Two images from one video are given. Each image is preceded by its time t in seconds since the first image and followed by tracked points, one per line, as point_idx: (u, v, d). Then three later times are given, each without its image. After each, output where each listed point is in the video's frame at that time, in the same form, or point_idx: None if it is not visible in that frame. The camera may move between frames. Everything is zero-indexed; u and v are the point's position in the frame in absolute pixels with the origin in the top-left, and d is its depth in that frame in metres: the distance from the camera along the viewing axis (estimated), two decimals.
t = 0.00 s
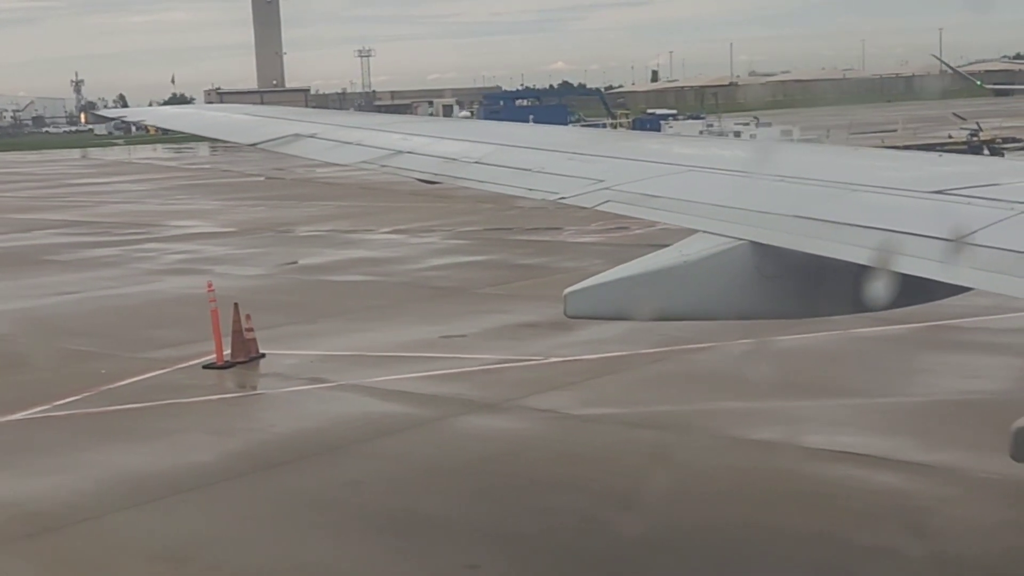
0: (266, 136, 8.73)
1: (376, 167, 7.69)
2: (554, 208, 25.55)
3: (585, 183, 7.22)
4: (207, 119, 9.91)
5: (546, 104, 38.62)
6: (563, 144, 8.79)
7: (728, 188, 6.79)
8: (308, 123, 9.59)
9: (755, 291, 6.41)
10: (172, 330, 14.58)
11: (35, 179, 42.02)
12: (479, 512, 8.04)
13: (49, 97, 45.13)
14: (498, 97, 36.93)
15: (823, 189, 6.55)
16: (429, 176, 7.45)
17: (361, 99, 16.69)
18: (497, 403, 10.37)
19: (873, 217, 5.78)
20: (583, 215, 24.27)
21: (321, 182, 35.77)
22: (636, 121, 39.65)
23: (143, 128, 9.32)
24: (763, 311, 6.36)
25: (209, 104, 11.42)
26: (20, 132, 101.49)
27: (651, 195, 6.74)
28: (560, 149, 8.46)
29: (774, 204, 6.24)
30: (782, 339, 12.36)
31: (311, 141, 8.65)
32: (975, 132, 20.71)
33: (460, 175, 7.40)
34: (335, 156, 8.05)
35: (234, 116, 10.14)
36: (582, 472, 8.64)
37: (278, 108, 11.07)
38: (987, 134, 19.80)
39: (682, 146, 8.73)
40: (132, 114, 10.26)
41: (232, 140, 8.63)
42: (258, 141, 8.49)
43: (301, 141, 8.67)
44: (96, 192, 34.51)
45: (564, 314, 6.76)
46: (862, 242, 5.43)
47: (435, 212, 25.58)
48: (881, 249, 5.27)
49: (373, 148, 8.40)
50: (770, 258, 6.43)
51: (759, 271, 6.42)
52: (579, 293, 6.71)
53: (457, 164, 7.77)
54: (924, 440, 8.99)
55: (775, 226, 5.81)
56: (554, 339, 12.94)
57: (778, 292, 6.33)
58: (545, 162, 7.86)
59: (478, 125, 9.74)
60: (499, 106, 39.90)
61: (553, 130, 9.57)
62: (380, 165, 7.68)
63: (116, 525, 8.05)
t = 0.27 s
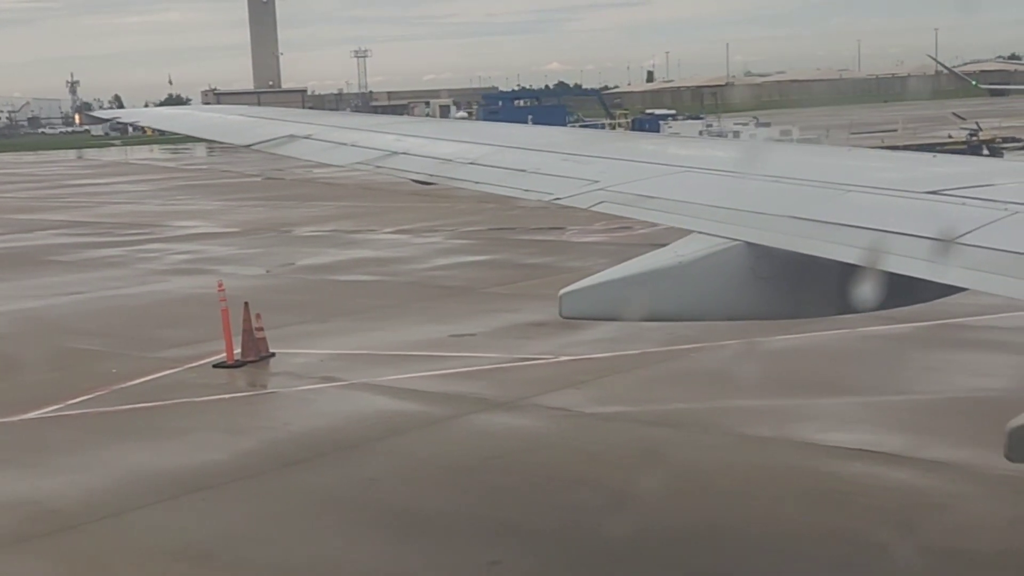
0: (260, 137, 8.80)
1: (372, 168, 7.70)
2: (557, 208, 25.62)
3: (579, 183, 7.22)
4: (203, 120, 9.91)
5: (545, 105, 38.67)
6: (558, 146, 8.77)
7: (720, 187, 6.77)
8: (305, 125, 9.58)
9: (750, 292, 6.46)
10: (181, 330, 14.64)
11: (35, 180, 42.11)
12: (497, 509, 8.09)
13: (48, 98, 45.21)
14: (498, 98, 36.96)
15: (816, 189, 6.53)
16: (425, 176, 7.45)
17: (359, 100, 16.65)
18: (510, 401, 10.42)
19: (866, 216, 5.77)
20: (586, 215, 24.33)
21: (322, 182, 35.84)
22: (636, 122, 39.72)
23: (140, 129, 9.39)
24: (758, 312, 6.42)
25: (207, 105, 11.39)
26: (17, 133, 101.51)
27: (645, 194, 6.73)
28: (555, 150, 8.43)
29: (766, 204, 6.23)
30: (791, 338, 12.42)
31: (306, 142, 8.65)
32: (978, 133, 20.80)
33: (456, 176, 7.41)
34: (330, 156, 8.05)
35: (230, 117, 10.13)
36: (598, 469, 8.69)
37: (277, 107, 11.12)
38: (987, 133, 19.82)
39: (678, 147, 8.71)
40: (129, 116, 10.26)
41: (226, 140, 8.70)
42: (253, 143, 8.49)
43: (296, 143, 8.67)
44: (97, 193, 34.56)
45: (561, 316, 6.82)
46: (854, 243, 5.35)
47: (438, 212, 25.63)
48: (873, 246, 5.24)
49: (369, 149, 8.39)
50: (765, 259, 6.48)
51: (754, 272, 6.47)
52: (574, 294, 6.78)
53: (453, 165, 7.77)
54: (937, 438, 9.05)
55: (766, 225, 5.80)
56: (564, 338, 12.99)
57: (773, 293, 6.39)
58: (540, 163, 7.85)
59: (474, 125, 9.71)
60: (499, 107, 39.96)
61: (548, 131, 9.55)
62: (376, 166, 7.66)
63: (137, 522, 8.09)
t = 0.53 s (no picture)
0: (255, 137, 8.74)
1: (366, 168, 7.61)
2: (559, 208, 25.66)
3: (574, 183, 7.14)
4: (199, 121, 9.81)
5: (545, 104, 38.67)
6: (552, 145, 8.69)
7: (717, 188, 6.69)
8: (301, 126, 9.48)
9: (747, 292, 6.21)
10: (189, 329, 14.65)
11: (34, 180, 42.08)
12: (514, 507, 8.11)
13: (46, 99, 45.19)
14: (497, 98, 36.96)
15: (813, 190, 6.46)
16: (420, 176, 7.37)
17: (356, 99, 16.66)
18: (522, 400, 10.44)
19: (865, 217, 5.70)
20: (588, 215, 24.38)
21: (323, 182, 35.86)
22: (636, 122, 39.79)
23: (137, 129, 9.35)
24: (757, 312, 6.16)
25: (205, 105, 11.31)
26: (13, 134, 101.40)
27: (642, 196, 6.65)
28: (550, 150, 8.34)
29: (764, 204, 6.17)
30: (800, 336, 12.46)
31: (301, 144, 8.57)
32: (981, 131, 20.83)
33: (450, 176, 7.32)
34: (324, 157, 7.96)
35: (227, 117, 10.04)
36: (614, 467, 8.71)
37: (274, 107, 11.07)
38: (990, 133, 19.91)
39: (676, 147, 8.59)
40: (125, 116, 10.17)
41: (220, 140, 8.65)
42: (249, 145, 8.41)
43: (291, 144, 8.59)
44: (97, 192, 34.54)
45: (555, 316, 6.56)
46: (848, 243, 5.32)
47: (440, 211, 25.66)
48: (871, 248, 5.19)
49: (364, 149, 8.30)
50: (761, 259, 6.24)
51: (750, 272, 6.22)
52: (573, 294, 6.50)
53: (448, 166, 7.69)
54: (951, 435, 9.09)
55: (765, 226, 5.74)
56: (573, 337, 13.02)
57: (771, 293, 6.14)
58: (536, 163, 7.77)
59: (472, 125, 9.60)
60: (498, 107, 40.02)
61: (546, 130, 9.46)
62: (371, 167, 7.57)
63: (154, 520, 8.11)
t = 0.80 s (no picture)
0: (254, 135, 8.25)
1: (360, 165, 7.31)
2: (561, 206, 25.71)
3: (573, 180, 6.86)
4: (190, 117, 9.50)
5: (542, 102, 38.71)
6: (551, 141, 8.38)
7: (710, 184, 6.51)
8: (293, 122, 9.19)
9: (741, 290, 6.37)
10: (197, 327, 14.66)
11: (33, 179, 42.05)
12: (534, 502, 8.13)
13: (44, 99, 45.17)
14: (495, 96, 36.98)
15: (808, 185, 6.28)
16: (415, 173, 7.06)
17: (353, 97, 16.81)
18: (537, 396, 10.48)
19: (862, 214, 5.53)
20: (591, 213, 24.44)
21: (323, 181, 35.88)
22: (634, 121, 39.87)
23: (127, 130, 8.90)
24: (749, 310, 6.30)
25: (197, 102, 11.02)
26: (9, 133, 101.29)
27: (637, 191, 6.45)
28: (550, 147, 8.03)
29: (758, 199, 5.99)
30: (810, 332, 12.51)
31: (295, 140, 8.25)
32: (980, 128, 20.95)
33: (446, 173, 7.03)
34: (316, 154, 7.66)
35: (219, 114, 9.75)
36: (632, 463, 8.74)
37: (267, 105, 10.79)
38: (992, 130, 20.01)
39: (673, 144, 8.30)
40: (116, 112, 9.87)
41: (213, 138, 8.19)
42: (241, 140, 8.08)
43: (285, 140, 8.27)
44: (97, 192, 34.52)
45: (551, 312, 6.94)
46: (847, 238, 5.19)
47: (443, 210, 25.70)
48: (871, 246, 5.02)
49: (357, 146, 7.99)
50: (756, 257, 6.37)
51: (744, 270, 6.38)
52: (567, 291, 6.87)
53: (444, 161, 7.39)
54: (966, 429, 9.14)
55: (760, 223, 5.56)
56: (583, 334, 13.06)
57: (763, 291, 6.28)
58: (534, 160, 7.46)
59: (466, 122, 9.30)
60: (497, 105, 40.08)
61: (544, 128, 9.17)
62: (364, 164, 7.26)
63: (177, 516, 8.15)
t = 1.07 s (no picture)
0: (248, 136, 8.30)
1: (355, 166, 7.31)
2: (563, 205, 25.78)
3: (567, 180, 6.87)
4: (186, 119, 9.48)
5: (542, 102, 38.77)
6: (544, 141, 8.38)
7: (703, 183, 6.51)
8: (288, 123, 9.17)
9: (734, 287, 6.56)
10: (206, 326, 14.72)
11: (33, 180, 42.04)
12: (551, 498, 8.21)
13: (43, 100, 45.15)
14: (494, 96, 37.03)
15: (802, 184, 6.29)
16: (409, 174, 7.05)
17: (348, 96, 16.92)
18: (549, 393, 10.55)
19: (857, 212, 5.54)
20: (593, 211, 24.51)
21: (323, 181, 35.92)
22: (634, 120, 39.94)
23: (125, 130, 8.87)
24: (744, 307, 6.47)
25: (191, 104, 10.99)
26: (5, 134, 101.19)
27: (631, 190, 6.46)
28: (543, 147, 8.02)
29: (751, 198, 6.00)
30: (818, 329, 12.59)
31: (292, 141, 8.24)
32: (982, 126, 21.01)
33: (440, 174, 7.04)
34: (310, 155, 7.66)
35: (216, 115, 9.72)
36: (646, 459, 8.81)
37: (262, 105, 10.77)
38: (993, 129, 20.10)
39: (666, 144, 8.29)
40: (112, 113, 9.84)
41: (210, 140, 8.19)
42: (238, 142, 8.06)
43: (283, 142, 8.25)
44: (98, 192, 34.53)
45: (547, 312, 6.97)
46: (840, 238, 5.21)
47: (445, 209, 25.77)
48: (867, 246, 5.04)
49: (352, 147, 7.99)
50: (748, 256, 6.57)
51: (738, 268, 6.57)
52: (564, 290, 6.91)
53: (438, 161, 7.39)
54: (977, 425, 9.23)
55: (755, 223, 5.58)
56: (591, 332, 13.14)
57: (757, 289, 6.47)
58: (527, 160, 7.46)
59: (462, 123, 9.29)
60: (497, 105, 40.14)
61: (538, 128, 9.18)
62: (359, 165, 7.26)
63: (199, 512, 8.22)
